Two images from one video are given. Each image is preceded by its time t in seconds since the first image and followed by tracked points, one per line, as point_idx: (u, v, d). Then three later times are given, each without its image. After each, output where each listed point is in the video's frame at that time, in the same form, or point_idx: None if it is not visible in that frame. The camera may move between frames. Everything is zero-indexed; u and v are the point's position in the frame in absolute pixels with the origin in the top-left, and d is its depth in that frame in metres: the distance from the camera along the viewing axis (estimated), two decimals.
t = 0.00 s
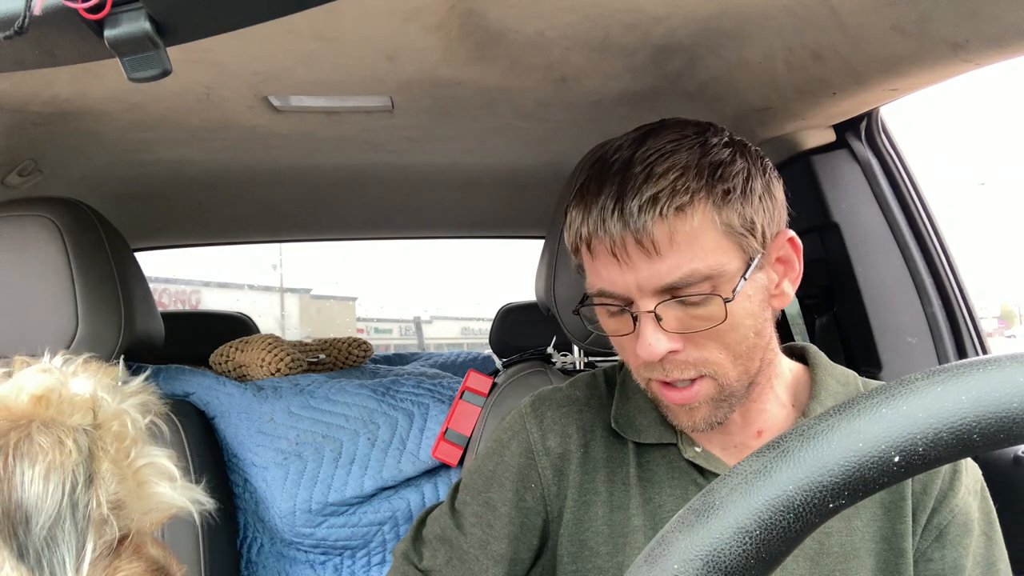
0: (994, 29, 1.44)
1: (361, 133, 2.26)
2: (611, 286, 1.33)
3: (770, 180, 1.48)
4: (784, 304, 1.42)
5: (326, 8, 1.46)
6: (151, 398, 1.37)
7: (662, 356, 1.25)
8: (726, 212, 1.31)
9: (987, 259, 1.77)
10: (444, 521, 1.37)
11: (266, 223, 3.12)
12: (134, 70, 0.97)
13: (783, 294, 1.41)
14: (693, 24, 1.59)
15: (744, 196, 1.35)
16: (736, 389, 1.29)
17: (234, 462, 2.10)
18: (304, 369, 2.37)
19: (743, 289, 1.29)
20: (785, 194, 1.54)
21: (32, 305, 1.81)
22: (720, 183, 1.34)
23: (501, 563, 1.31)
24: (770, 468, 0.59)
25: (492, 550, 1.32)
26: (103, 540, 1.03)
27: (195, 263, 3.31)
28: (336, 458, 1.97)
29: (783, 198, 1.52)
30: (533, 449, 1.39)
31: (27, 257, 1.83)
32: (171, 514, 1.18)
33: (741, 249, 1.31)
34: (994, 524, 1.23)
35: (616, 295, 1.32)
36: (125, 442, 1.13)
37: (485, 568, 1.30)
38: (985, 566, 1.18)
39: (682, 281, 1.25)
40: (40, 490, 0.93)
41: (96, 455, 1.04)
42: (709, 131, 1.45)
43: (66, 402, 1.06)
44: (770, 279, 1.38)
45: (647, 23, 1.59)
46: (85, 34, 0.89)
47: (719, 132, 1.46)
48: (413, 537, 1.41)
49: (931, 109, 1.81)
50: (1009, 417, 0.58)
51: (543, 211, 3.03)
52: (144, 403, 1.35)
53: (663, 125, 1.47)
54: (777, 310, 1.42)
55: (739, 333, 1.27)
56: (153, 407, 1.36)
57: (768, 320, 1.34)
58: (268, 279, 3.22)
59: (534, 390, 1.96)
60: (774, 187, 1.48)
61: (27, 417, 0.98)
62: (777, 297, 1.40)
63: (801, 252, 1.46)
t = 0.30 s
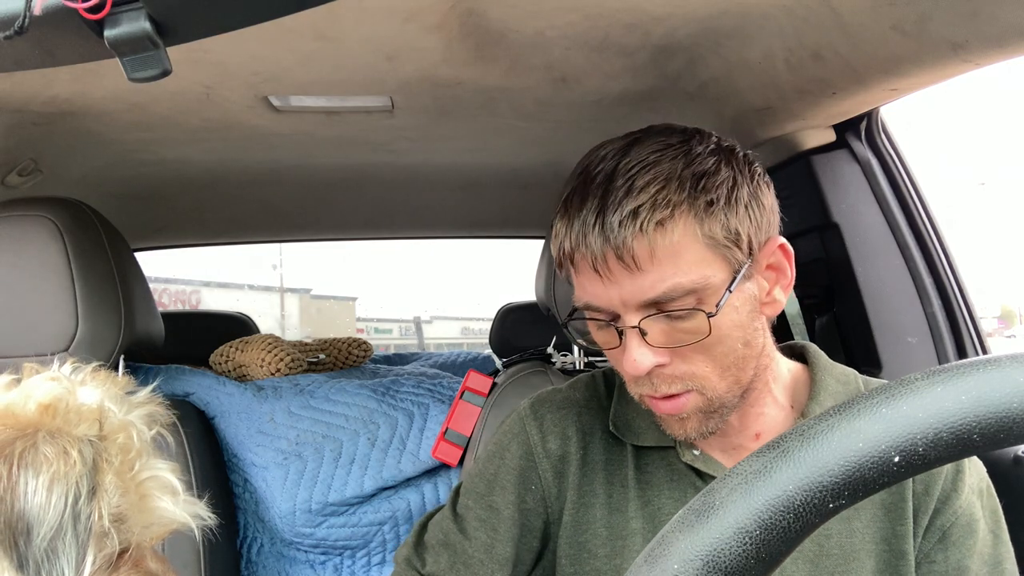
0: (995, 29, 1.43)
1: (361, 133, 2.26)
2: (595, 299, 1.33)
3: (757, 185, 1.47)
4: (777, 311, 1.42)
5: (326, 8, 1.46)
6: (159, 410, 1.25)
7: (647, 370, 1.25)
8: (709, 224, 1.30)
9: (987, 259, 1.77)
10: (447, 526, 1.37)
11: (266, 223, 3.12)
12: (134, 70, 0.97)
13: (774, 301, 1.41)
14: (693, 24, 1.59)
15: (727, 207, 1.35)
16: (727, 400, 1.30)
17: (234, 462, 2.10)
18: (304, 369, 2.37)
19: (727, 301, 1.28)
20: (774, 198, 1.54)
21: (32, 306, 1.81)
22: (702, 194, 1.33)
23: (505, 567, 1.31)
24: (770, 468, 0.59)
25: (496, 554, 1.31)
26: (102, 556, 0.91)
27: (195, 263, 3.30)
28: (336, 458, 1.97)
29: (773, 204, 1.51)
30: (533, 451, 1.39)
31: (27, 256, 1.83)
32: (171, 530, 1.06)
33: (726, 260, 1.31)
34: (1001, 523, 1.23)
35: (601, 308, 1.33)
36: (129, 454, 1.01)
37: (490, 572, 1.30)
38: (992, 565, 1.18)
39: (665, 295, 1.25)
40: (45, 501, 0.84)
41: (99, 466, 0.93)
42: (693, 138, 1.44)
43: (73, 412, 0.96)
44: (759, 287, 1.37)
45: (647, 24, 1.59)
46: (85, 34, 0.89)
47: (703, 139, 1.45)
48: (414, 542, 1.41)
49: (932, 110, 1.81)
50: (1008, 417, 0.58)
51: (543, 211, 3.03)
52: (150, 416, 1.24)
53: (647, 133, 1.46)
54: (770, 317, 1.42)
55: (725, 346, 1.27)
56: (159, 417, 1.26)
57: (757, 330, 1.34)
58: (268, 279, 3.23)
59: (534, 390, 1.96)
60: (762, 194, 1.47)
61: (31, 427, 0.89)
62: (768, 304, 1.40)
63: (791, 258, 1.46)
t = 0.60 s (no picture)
0: (995, 28, 1.43)
1: (361, 133, 2.26)
2: (595, 265, 1.39)
3: (772, 183, 1.49)
4: (782, 310, 1.42)
5: (325, 8, 1.45)
6: (159, 409, 1.25)
7: (636, 339, 1.29)
8: (711, 202, 1.34)
9: (987, 258, 1.77)
10: (442, 525, 1.38)
11: (266, 223, 3.12)
12: (134, 70, 0.97)
13: (779, 300, 1.41)
14: (693, 24, 1.59)
15: (734, 192, 1.38)
16: (722, 393, 1.30)
17: (233, 462, 2.10)
18: (304, 369, 2.37)
19: (722, 282, 1.31)
20: (793, 199, 1.55)
21: (34, 306, 1.81)
22: (711, 173, 1.38)
23: (497, 567, 1.32)
24: (770, 468, 0.59)
25: (489, 554, 1.32)
26: (107, 555, 0.93)
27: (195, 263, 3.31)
28: (336, 458, 1.97)
29: (790, 202, 1.53)
30: (532, 454, 1.39)
31: (27, 256, 1.83)
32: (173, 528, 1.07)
33: (726, 241, 1.34)
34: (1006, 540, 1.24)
35: (600, 276, 1.38)
36: (131, 453, 1.01)
37: (481, 573, 1.31)
38: None
39: (659, 264, 1.30)
40: (48, 501, 0.84)
41: (103, 466, 0.93)
42: (712, 126, 1.48)
43: (73, 412, 0.96)
44: (764, 281, 1.38)
45: (648, 24, 1.59)
46: (85, 33, 0.89)
47: (722, 129, 1.49)
48: (410, 537, 1.43)
49: (932, 110, 1.80)
50: (1008, 416, 0.58)
51: (543, 211, 3.03)
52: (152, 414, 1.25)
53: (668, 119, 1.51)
54: (775, 316, 1.42)
55: (720, 331, 1.29)
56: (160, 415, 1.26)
57: (758, 323, 1.34)
58: (268, 279, 3.23)
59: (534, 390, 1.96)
60: (777, 189, 1.49)
61: (34, 428, 0.89)
62: (773, 302, 1.40)
63: (803, 259, 1.46)
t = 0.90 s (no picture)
0: (995, 29, 1.43)
1: (361, 133, 2.26)
2: (587, 235, 1.46)
3: (769, 177, 1.50)
4: (772, 303, 1.41)
5: (325, 8, 1.45)
6: (162, 415, 1.25)
7: (617, 308, 1.34)
8: (701, 181, 1.38)
9: (988, 259, 1.76)
10: (437, 518, 1.42)
11: (266, 223, 3.13)
12: (134, 70, 0.97)
13: (768, 292, 1.41)
14: (693, 24, 1.59)
15: (727, 175, 1.41)
16: (702, 375, 1.30)
17: (234, 461, 2.10)
18: (305, 369, 2.37)
19: (705, 258, 1.34)
20: (793, 198, 1.57)
21: (34, 308, 1.81)
22: (704, 154, 1.41)
23: (488, 561, 1.34)
24: (770, 468, 0.59)
25: (479, 548, 1.34)
26: (108, 561, 0.92)
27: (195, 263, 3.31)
28: (336, 458, 1.97)
29: (787, 197, 1.54)
30: (529, 450, 1.40)
31: (27, 257, 1.83)
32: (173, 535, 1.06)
33: (712, 219, 1.37)
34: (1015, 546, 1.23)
35: (591, 246, 1.44)
36: (133, 460, 1.00)
37: (470, 566, 1.33)
38: None
39: (643, 233, 1.36)
40: (50, 507, 0.83)
41: (105, 473, 0.92)
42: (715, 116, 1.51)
43: (77, 418, 0.95)
44: (753, 270, 1.39)
45: (648, 23, 1.59)
46: (85, 33, 0.89)
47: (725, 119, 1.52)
48: (408, 531, 1.47)
49: (932, 110, 1.80)
50: (1008, 415, 0.58)
51: (543, 212, 3.04)
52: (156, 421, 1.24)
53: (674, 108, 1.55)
54: (766, 309, 1.41)
55: (700, 310, 1.31)
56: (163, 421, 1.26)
57: (743, 309, 1.35)
58: (267, 279, 3.23)
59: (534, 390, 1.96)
60: (773, 184, 1.50)
61: (37, 433, 0.89)
62: (762, 294, 1.40)
63: (795, 254, 1.48)
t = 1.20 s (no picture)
0: (995, 28, 1.43)
1: (361, 133, 2.26)
2: (576, 229, 1.48)
3: (756, 177, 1.53)
4: (755, 300, 1.43)
5: (325, 8, 1.45)
6: (153, 402, 1.25)
7: (602, 298, 1.36)
8: (689, 177, 1.41)
9: (988, 258, 1.76)
10: (426, 525, 1.42)
11: (266, 223, 3.13)
12: (134, 70, 0.97)
13: (751, 289, 1.42)
14: (693, 24, 1.59)
15: (714, 173, 1.43)
16: (683, 365, 1.31)
17: (234, 462, 2.10)
18: (305, 369, 2.37)
19: (690, 252, 1.37)
20: (779, 202, 1.58)
21: (31, 304, 1.81)
22: (693, 153, 1.44)
23: (474, 568, 1.34)
24: (770, 468, 0.59)
25: (466, 556, 1.34)
26: (107, 544, 0.93)
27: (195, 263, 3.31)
28: (336, 458, 1.97)
29: (773, 199, 1.56)
30: (514, 459, 1.40)
31: (27, 254, 1.83)
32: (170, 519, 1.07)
33: (698, 214, 1.40)
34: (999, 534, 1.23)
35: (579, 239, 1.47)
36: (127, 444, 1.01)
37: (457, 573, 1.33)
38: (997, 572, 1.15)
39: (631, 226, 1.39)
40: (46, 493, 0.84)
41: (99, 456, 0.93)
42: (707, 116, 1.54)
43: (68, 404, 0.95)
44: (737, 267, 1.41)
45: (648, 24, 1.59)
46: (85, 33, 0.89)
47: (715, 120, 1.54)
48: (398, 538, 1.47)
49: (932, 109, 1.80)
50: (1008, 416, 0.58)
51: (543, 211, 3.04)
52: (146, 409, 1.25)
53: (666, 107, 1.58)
54: (749, 306, 1.42)
55: (684, 302, 1.33)
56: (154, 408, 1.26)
57: (726, 304, 1.37)
58: (268, 279, 3.23)
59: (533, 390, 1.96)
60: (759, 186, 1.52)
61: (29, 421, 0.88)
62: (746, 290, 1.42)
63: (779, 253, 1.48)
